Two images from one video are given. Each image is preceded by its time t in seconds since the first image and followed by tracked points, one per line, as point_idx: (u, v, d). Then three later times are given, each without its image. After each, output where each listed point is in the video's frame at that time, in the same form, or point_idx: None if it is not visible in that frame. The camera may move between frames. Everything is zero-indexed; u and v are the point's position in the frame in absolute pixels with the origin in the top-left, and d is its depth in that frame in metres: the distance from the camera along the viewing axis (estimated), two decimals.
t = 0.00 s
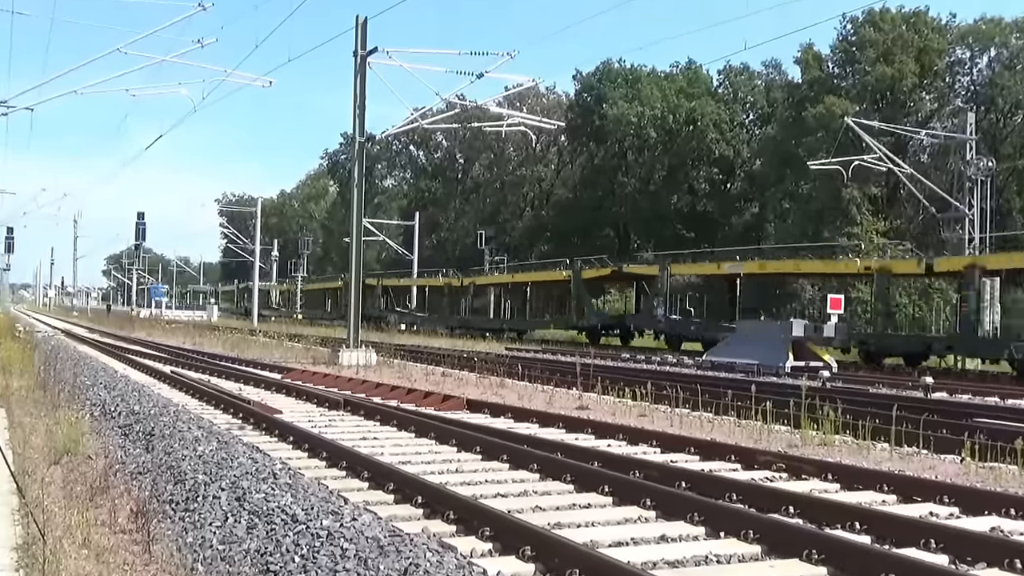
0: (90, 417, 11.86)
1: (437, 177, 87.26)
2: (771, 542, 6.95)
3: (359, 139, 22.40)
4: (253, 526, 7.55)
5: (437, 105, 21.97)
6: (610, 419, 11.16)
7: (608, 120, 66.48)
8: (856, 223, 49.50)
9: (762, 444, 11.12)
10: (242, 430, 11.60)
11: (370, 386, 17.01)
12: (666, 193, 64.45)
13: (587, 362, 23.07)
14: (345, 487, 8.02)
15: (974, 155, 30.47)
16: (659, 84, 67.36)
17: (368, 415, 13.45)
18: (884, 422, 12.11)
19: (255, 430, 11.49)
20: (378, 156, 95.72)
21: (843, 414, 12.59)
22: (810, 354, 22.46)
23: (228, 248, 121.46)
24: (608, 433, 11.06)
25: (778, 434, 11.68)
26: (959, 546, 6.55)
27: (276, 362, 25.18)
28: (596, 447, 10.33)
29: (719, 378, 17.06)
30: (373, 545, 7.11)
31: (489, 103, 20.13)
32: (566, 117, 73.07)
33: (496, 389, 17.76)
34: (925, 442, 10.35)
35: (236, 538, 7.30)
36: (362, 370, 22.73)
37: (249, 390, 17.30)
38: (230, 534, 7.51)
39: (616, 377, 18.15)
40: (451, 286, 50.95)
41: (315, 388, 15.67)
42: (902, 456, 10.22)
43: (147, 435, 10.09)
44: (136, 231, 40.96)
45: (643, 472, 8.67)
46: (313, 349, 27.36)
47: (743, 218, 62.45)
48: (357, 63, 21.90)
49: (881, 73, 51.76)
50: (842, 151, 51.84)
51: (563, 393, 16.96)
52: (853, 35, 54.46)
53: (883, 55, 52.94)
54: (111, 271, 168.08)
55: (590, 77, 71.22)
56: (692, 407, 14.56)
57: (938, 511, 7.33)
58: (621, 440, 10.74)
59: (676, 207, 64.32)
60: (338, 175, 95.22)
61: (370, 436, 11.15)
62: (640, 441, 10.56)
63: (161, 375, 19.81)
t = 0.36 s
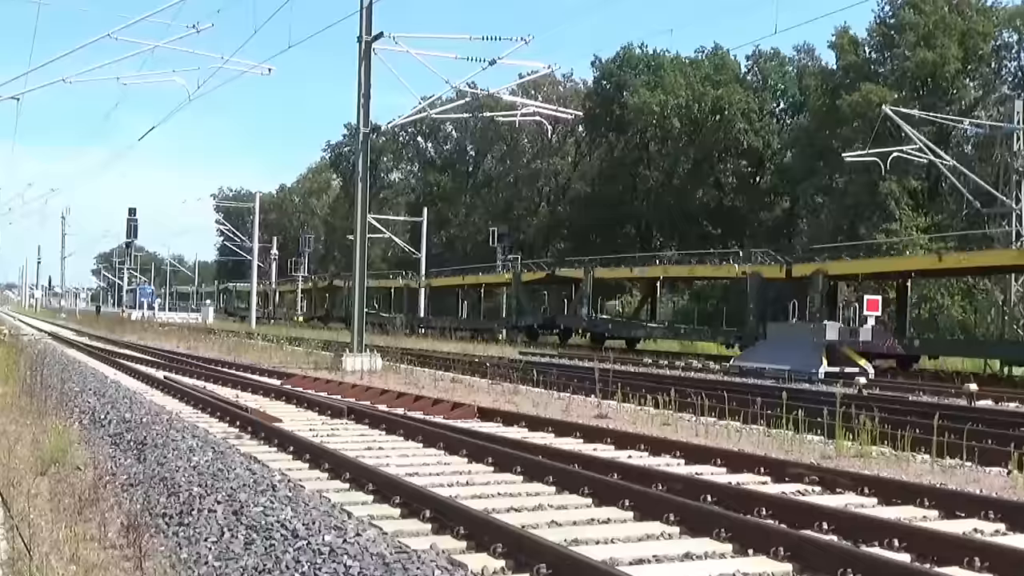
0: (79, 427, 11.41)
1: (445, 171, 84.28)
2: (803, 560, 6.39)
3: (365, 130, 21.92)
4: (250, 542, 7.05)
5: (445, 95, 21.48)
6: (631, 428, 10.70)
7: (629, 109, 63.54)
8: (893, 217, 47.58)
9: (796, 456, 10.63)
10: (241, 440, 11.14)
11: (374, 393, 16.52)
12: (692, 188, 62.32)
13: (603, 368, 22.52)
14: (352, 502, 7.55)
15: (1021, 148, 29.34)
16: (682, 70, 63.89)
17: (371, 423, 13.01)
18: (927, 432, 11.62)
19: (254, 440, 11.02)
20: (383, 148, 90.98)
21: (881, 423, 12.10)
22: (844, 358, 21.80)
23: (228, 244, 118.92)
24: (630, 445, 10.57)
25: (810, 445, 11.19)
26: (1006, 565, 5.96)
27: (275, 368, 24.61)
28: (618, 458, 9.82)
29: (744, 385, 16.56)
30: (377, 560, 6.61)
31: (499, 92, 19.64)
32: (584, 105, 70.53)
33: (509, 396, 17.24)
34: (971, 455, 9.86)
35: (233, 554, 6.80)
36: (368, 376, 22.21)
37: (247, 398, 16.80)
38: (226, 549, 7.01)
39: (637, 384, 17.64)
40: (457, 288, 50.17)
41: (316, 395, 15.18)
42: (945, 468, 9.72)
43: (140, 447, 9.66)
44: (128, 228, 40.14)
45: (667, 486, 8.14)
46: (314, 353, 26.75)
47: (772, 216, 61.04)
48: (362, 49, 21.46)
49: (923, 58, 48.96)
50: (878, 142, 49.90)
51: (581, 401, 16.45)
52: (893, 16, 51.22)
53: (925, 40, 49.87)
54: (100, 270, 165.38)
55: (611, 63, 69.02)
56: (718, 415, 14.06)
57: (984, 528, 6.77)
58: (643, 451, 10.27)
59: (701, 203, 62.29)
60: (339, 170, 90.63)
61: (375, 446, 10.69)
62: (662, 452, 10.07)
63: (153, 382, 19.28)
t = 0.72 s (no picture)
0: (83, 439, 11.05)
1: (470, 162, 82.23)
2: None
3: (383, 121, 21.54)
4: (261, 557, 6.58)
5: (467, 83, 21.04)
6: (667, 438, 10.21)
7: (665, 97, 62.50)
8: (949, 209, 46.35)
9: (847, 468, 10.17)
10: (254, 450, 10.75)
11: (392, 400, 16.13)
12: (733, 180, 61.40)
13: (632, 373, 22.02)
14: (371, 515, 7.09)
15: None
16: (723, 56, 63.01)
17: (388, 431, 12.63)
18: (986, 442, 11.17)
19: (267, 451, 10.63)
20: (402, 139, 86.83)
21: (936, 433, 11.66)
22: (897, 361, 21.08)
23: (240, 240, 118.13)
24: (666, 456, 10.09)
25: (861, 456, 10.77)
26: None
27: (289, 373, 24.24)
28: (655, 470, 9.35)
29: (786, 391, 16.08)
30: None
31: (526, 79, 19.19)
32: (617, 93, 68.75)
33: (536, 404, 16.82)
34: None
35: (244, 570, 6.34)
36: (387, 382, 21.84)
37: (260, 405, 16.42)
38: (236, 565, 6.56)
39: (673, 390, 17.15)
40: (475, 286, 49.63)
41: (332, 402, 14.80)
42: (1007, 482, 9.23)
43: (148, 459, 9.29)
44: (134, 225, 39.79)
45: (705, 499, 7.65)
46: (330, 358, 26.37)
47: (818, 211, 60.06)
48: (379, 33, 21.05)
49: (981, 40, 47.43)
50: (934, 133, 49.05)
51: (613, 408, 16.02)
52: None
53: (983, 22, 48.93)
54: (103, 270, 165.20)
55: (645, 49, 67.56)
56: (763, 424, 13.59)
57: None
58: (681, 462, 9.81)
59: (742, 195, 61.22)
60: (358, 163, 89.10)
61: (395, 456, 10.24)
62: (700, 463, 9.57)
63: (160, 388, 18.92)
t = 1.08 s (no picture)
0: (86, 449, 10.68)
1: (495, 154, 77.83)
2: None
3: (402, 109, 21.08)
4: None
5: (490, 70, 20.55)
6: (705, 448, 9.78)
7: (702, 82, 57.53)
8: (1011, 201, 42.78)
9: (902, 481, 9.75)
10: (267, 461, 10.36)
11: (412, 407, 15.70)
12: (777, 172, 56.31)
13: (663, 378, 21.47)
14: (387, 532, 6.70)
15: None
16: (764, 39, 58.50)
17: (405, 438, 12.22)
18: None
19: (280, 461, 10.23)
20: (424, 129, 82.60)
21: (996, 443, 11.21)
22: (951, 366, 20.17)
23: (254, 234, 117.31)
24: (705, 467, 9.65)
25: (916, 469, 10.32)
26: None
27: (304, 379, 23.80)
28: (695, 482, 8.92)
29: (831, 398, 15.55)
30: None
31: (554, 64, 18.71)
32: (654, 78, 63.66)
33: (566, 411, 16.36)
34: None
35: None
36: (406, 388, 21.40)
37: (273, 413, 15.99)
38: None
39: (709, 397, 16.64)
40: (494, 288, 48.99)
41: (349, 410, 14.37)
42: None
43: (154, 470, 8.91)
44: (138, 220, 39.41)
45: (747, 514, 7.19)
46: (347, 363, 25.89)
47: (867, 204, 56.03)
48: (399, 17, 20.59)
49: None
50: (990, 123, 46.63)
51: (648, 417, 15.55)
52: None
53: None
54: (107, 269, 164.96)
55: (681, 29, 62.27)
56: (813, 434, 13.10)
57: None
58: (721, 474, 9.39)
59: (787, 187, 56.32)
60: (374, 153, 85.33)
61: (417, 468, 9.81)
62: (742, 476, 9.13)
63: (166, 394, 18.49)
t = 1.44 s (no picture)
0: (88, 460, 10.35)
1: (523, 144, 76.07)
2: None
3: (421, 97, 20.74)
4: None
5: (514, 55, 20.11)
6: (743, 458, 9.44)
7: (742, 67, 53.89)
8: None
9: (959, 495, 9.41)
10: (278, 471, 10.01)
11: (430, 415, 15.35)
12: (821, 163, 52.13)
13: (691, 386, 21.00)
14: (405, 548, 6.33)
15: None
16: (808, 22, 54.86)
17: (424, 447, 11.84)
18: None
19: (292, 472, 9.85)
20: (444, 118, 81.66)
21: None
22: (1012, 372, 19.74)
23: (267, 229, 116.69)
24: (743, 479, 9.30)
25: (973, 481, 9.98)
26: None
27: (317, 384, 23.41)
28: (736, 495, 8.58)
29: (875, 405, 15.11)
30: None
31: (581, 49, 18.29)
32: (690, 64, 60.01)
33: (595, 419, 15.95)
34: None
35: None
36: (425, 394, 21.02)
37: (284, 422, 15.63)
38: None
39: (748, 404, 16.15)
40: (510, 287, 48.48)
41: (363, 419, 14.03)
42: None
43: (159, 483, 8.60)
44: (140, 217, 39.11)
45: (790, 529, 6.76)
46: (363, 367, 25.49)
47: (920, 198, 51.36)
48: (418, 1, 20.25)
49: None
50: None
51: (683, 424, 15.18)
52: None
53: None
54: (114, 267, 164.95)
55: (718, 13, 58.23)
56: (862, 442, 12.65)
57: None
58: (762, 486, 9.04)
59: (832, 179, 52.14)
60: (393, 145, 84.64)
61: (438, 480, 9.43)
62: (785, 489, 8.82)
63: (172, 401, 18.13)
